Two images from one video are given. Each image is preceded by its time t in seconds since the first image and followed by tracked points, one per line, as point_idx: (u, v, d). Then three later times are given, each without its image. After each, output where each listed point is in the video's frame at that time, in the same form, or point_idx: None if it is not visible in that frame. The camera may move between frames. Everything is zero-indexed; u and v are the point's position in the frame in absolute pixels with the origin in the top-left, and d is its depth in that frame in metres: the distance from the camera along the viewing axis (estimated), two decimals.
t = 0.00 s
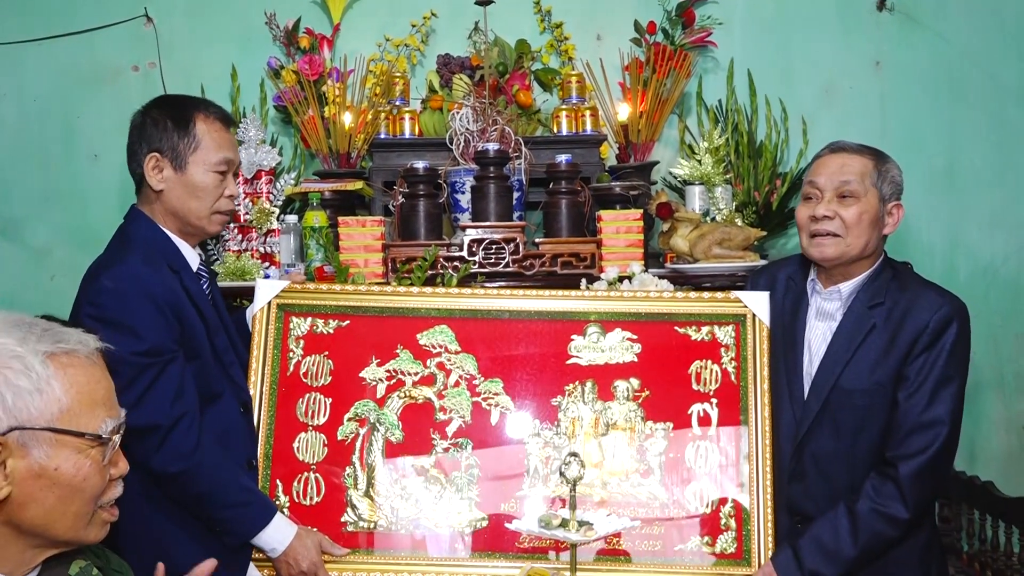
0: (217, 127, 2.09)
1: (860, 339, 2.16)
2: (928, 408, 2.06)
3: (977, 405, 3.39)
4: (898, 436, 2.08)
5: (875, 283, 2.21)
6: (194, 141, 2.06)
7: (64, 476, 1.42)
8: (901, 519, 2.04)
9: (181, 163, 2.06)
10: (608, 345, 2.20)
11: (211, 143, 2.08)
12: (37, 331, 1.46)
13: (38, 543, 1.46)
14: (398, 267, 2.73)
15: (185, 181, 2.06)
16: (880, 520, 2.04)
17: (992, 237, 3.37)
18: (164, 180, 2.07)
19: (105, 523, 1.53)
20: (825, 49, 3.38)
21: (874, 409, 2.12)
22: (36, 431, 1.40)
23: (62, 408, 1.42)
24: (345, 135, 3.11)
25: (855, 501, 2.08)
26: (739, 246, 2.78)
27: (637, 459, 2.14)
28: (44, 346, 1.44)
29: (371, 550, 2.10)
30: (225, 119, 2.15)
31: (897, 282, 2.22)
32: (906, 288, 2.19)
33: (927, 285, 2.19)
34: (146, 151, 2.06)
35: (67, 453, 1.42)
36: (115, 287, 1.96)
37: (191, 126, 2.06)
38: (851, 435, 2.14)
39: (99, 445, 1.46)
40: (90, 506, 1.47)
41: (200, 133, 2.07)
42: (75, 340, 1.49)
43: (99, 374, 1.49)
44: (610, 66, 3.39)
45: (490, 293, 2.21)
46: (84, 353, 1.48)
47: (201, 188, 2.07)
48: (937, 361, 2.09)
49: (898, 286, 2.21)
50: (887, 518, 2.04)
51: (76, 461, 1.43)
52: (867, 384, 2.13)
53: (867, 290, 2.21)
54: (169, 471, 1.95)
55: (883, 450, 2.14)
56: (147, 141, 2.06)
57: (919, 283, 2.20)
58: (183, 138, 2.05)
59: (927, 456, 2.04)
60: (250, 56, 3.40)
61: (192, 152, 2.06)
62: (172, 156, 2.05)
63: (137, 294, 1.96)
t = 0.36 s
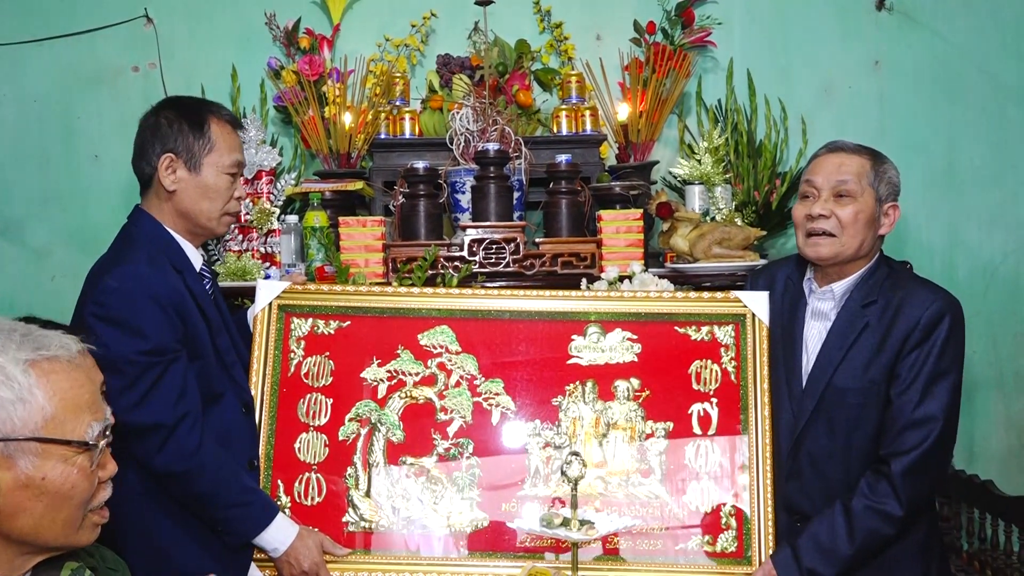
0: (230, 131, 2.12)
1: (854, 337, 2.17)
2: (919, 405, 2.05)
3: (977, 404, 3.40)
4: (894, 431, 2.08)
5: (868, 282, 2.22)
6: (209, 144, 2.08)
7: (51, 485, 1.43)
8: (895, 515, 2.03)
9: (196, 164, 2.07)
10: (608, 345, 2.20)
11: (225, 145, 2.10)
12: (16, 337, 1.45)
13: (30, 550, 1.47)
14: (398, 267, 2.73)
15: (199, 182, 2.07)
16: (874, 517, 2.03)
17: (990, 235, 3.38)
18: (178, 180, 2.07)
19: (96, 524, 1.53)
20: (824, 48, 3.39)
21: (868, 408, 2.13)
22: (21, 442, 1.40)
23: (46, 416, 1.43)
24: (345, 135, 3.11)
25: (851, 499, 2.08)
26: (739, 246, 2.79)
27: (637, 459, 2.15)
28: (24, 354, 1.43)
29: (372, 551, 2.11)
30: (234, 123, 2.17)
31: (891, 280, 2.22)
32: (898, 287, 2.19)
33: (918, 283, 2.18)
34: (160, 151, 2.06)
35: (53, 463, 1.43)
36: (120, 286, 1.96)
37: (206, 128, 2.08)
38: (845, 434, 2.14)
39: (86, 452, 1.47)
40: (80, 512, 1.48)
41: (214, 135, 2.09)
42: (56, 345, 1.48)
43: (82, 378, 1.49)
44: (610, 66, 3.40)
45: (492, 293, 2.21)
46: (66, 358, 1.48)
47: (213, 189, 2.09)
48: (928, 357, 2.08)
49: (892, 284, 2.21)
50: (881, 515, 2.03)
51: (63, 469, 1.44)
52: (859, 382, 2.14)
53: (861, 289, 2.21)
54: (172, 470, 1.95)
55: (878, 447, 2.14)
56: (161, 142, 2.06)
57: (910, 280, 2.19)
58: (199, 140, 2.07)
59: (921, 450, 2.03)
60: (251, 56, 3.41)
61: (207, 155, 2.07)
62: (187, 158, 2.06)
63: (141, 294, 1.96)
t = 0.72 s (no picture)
0: (217, 125, 2.10)
1: (855, 338, 2.17)
2: (919, 408, 2.05)
3: (977, 405, 3.40)
4: (892, 432, 2.08)
5: (870, 283, 2.22)
6: (194, 139, 2.07)
7: (36, 485, 1.44)
8: (893, 518, 2.02)
9: (181, 161, 2.07)
10: (609, 344, 2.20)
11: (211, 140, 2.08)
12: None
13: (20, 551, 1.47)
14: (399, 267, 2.73)
15: (185, 179, 2.07)
16: (872, 519, 2.03)
17: (991, 236, 3.38)
18: (165, 178, 2.08)
19: (86, 522, 1.55)
20: (825, 49, 3.39)
21: (869, 408, 2.13)
22: (3, 444, 1.41)
23: (27, 417, 1.43)
24: (347, 135, 3.11)
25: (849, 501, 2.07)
26: (740, 246, 2.79)
27: (638, 458, 2.15)
28: (2, 355, 1.45)
29: (373, 549, 2.11)
30: (229, 118, 2.16)
31: (893, 281, 2.21)
32: (899, 290, 2.18)
33: (918, 284, 2.18)
34: (147, 149, 2.07)
35: (37, 463, 1.43)
36: (122, 286, 1.96)
37: (191, 124, 2.07)
38: (847, 435, 2.14)
39: (70, 450, 1.47)
40: (67, 511, 1.48)
41: (199, 130, 2.08)
42: (34, 345, 1.50)
43: (63, 376, 1.50)
44: (611, 67, 3.40)
45: (492, 292, 2.21)
46: (44, 357, 1.49)
47: (201, 185, 2.08)
48: (928, 359, 2.07)
49: (893, 288, 2.20)
50: (879, 517, 2.03)
51: (47, 469, 1.44)
52: (859, 383, 2.13)
53: (862, 291, 2.21)
54: (173, 469, 1.96)
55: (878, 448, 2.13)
56: (147, 140, 2.07)
57: (912, 281, 2.18)
58: (183, 137, 2.06)
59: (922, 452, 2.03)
60: (252, 56, 3.41)
61: (192, 150, 2.07)
62: (171, 155, 2.06)
63: (143, 293, 1.96)
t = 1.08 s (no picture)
0: (200, 121, 2.08)
1: (860, 343, 2.17)
2: (918, 411, 2.06)
3: (977, 405, 3.40)
4: (894, 433, 2.08)
5: (877, 286, 2.22)
6: (176, 137, 2.06)
7: (27, 480, 1.44)
8: (892, 520, 2.03)
9: (165, 161, 2.07)
10: (610, 343, 2.20)
11: (193, 137, 2.07)
12: None
13: (13, 547, 1.47)
14: (399, 267, 2.73)
15: (170, 178, 2.07)
16: (870, 522, 2.03)
17: (992, 236, 3.38)
18: (153, 178, 2.09)
19: (79, 517, 1.55)
20: (825, 49, 3.39)
21: (871, 411, 2.13)
22: None
23: (17, 412, 1.43)
24: (347, 135, 3.11)
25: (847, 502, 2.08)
26: (740, 246, 2.79)
27: (638, 458, 2.15)
28: None
29: (372, 548, 2.11)
30: (217, 113, 2.14)
31: (900, 284, 2.21)
32: (907, 292, 2.18)
33: (928, 286, 2.18)
34: (135, 152, 2.09)
35: (27, 457, 1.44)
36: (118, 286, 1.96)
37: (173, 121, 2.06)
38: (848, 438, 2.14)
39: (60, 444, 1.47)
40: (59, 506, 1.49)
41: (182, 128, 2.07)
42: (21, 339, 1.51)
43: (52, 370, 1.50)
44: (611, 67, 3.40)
45: (491, 290, 2.21)
46: (32, 351, 1.50)
47: (186, 183, 2.07)
48: (933, 362, 2.07)
49: (900, 290, 2.20)
50: (877, 519, 2.03)
51: (38, 464, 1.44)
52: (862, 387, 2.14)
53: (869, 295, 2.21)
54: (171, 469, 1.96)
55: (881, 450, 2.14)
56: (134, 143, 2.09)
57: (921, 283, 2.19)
58: (166, 136, 2.06)
59: (922, 453, 2.03)
60: (252, 56, 3.41)
61: (174, 149, 2.06)
62: (156, 155, 2.07)
63: (139, 293, 1.96)
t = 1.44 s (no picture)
0: (205, 123, 2.08)
1: (855, 342, 2.16)
2: (910, 411, 2.04)
3: (978, 404, 3.40)
4: (887, 432, 2.07)
5: (872, 284, 2.21)
6: (181, 139, 2.06)
7: (26, 475, 1.43)
8: (888, 521, 2.01)
9: (170, 162, 2.06)
10: (609, 342, 2.20)
11: (198, 139, 2.07)
12: None
13: (11, 544, 1.47)
14: (399, 266, 2.72)
15: (174, 180, 2.07)
16: (866, 522, 2.01)
17: (992, 235, 3.38)
18: (156, 179, 2.08)
19: (77, 514, 1.55)
20: (826, 48, 3.38)
21: (866, 412, 2.12)
22: None
23: (15, 407, 1.43)
24: (347, 134, 3.11)
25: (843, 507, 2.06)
26: (740, 245, 2.79)
27: (637, 458, 2.14)
28: None
29: (372, 551, 2.11)
30: (221, 114, 2.13)
31: (897, 282, 2.20)
32: (903, 291, 2.17)
33: (925, 284, 2.15)
34: (137, 151, 2.08)
35: (25, 452, 1.43)
36: (118, 286, 1.96)
37: (178, 123, 2.06)
38: (844, 438, 2.13)
39: (59, 440, 1.47)
40: (58, 503, 1.48)
41: (187, 130, 2.06)
42: (20, 336, 1.54)
43: (50, 366, 1.50)
44: (611, 65, 3.39)
45: (489, 289, 2.20)
46: (30, 346, 1.51)
47: (190, 186, 2.07)
48: (925, 361, 2.05)
49: (896, 289, 2.19)
50: (872, 519, 2.01)
51: (37, 458, 1.44)
52: (857, 388, 2.13)
53: (864, 293, 2.20)
54: (172, 470, 1.95)
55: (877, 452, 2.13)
56: (138, 142, 2.08)
57: (917, 281, 2.17)
58: (171, 137, 2.05)
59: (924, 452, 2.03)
60: (252, 55, 3.40)
61: (179, 151, 2.06)
62: (160, 156, 2.06)
63: (139, 294, 1.96)
